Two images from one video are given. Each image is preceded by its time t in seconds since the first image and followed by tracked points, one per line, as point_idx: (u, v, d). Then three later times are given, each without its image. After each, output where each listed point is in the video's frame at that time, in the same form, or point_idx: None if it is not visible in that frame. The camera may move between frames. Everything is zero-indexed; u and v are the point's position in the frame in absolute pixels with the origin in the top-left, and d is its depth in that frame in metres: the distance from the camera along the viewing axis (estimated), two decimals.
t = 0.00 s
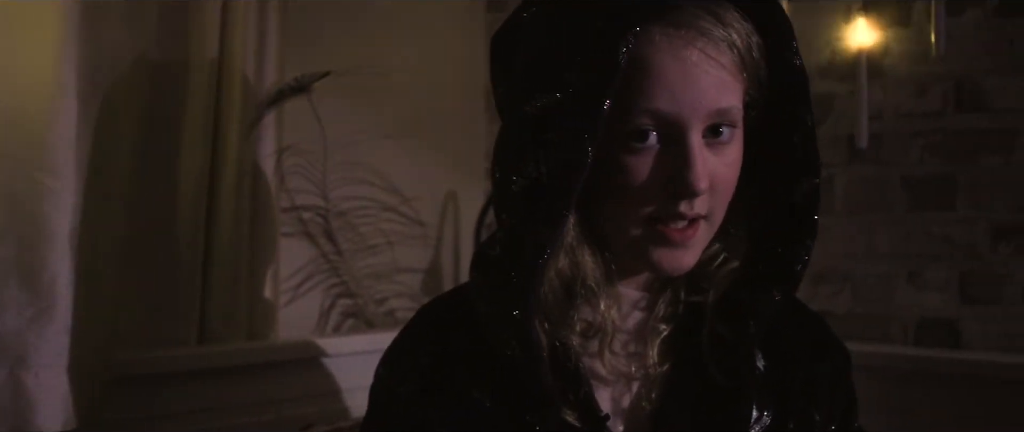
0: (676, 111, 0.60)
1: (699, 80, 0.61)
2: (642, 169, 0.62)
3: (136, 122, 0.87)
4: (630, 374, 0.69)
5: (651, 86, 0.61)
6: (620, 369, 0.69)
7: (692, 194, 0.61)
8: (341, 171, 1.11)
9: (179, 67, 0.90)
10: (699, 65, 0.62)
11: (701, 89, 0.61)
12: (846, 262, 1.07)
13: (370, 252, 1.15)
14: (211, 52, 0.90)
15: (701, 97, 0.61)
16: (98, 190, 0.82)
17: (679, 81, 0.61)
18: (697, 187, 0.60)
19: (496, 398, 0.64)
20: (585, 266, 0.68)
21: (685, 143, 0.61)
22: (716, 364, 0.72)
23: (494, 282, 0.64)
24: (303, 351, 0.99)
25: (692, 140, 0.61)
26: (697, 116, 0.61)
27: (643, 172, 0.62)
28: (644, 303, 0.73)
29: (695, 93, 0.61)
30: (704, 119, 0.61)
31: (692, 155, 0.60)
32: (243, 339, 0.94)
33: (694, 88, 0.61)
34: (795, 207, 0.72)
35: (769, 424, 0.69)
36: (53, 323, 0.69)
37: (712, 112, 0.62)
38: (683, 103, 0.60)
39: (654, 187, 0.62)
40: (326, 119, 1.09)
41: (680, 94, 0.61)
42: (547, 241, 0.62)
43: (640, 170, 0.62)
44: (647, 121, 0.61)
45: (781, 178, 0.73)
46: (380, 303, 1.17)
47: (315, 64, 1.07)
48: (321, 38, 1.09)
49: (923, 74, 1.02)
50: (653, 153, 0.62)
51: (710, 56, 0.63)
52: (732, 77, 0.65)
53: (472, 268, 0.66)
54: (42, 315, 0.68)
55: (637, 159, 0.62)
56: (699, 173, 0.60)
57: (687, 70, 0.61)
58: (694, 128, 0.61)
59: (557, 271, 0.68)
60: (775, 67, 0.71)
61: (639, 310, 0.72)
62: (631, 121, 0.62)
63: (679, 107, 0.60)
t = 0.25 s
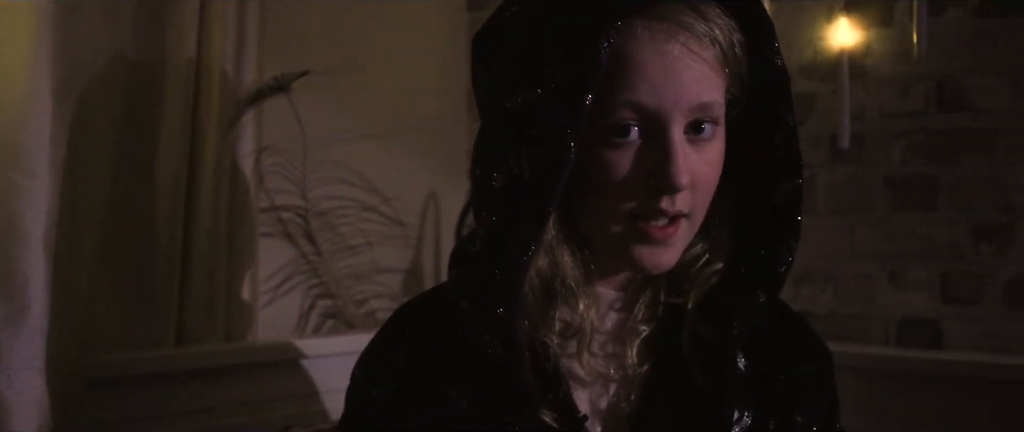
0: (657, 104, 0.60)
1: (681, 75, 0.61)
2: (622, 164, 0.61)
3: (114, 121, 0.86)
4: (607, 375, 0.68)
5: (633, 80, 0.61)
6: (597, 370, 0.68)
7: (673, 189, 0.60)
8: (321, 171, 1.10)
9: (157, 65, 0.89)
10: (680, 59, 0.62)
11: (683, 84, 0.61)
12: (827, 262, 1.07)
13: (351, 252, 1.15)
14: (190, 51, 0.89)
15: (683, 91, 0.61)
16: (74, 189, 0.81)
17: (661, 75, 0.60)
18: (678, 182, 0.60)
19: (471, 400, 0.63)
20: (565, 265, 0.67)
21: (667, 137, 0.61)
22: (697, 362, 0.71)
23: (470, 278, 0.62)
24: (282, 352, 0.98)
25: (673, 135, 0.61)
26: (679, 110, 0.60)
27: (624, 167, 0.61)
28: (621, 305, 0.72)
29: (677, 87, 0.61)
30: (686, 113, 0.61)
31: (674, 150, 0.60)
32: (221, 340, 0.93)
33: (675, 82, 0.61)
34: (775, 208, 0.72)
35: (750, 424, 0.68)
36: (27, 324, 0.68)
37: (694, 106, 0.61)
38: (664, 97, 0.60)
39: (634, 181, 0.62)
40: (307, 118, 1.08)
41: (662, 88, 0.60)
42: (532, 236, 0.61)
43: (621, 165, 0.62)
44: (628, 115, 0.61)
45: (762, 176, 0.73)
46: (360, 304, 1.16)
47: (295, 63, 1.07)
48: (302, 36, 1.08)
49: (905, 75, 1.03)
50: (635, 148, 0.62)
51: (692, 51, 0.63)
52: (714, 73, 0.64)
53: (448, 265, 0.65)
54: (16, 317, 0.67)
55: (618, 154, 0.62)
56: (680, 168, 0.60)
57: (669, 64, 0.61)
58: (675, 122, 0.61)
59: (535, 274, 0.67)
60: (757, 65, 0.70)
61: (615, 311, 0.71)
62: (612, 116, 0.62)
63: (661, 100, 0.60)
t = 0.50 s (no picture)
0: (638, 100, 0.60)
1: (662, 71, 0.61)
2: (602, 160, 0.61)
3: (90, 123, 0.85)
4: (587, 377, 0.68)
5: (613, 75, 0.61)
6: (576, 372, 0.68)
7: (652, 186, 0.60)
8: (302, 172, 1.09)
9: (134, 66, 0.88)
10: (661, 56, 0.61)
11: (663, 80, 0.61)
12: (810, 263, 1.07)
13: (332, 253, 1.14)
14: (168, 51, 0.88)
15: (663, 87, 0.60)
16: (51, 191, 0.80)
17: (640, 71, 0.60)
18: (656, 179, 0.60)
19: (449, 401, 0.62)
20: (543, 265, 0.67)
21: (646, 133, 0.60)
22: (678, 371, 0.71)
23: (452, 276, 0.61)
24: (263, 355, 0.97)
25: (652, 131, 0.60)
26: (659, 106, 0.60)
27: (602, 163, 0.61)
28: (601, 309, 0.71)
29: (657, 83, 0.60)
30: (666, 109, 0.61)
31: (653, 147, 0.60)
32: (201, 343, 0.92)
33: (656, 78, 0.60)
34: (759, 211, 0.71)
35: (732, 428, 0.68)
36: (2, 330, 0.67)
37: (674, 103, 0.61)
38: (644, 92, 0.60)
39: (613, 177, 0.61)
40: (287, 119, 1.07)
41: (641, 83, 0.60)
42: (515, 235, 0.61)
43: (600, 162, 0.61)
44: (608, 110, 0.61)
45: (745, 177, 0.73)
46: (342, 306, 1.15)
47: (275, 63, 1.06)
48: (282, 36, 1.07)
49: (887, 76, 1.02)
50: (614, 144, 0.61)
51: (674, 48, 0.63)
52: (696, 70, 0.64)
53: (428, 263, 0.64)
54: None
55: (597, 150, 0.61)
56: (659, 165, 0.60)
57: (649, 60, 0.61)
58: (655, 119, 0.60)
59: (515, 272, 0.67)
60: (740, 65, 0.70)
61: (594, 315, 0.71)
62: (591, 111, 0.61)
63: (641, 95, 0.60)
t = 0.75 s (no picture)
0: (617, 97, 0.59)
1: (642, 69, 0.60)
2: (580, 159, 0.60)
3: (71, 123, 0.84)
4: (567, 380, 0.68)
5: (593, 72, 0.60)
6: (555, 374, 0.67)
7: (628, 187, 0.59)
8: (287, 173, 1.08)
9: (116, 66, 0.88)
10: (642, 54, 0.61)
11: (644, 78, 0.60)
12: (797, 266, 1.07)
13: (317, 256, 1.13)
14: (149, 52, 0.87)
15: (643, 85, 0.60)
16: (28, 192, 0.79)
17: (620, 68, 0.59)
18: (633, 180, 0.59)
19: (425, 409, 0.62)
20: (519, 266, 0.67)
21: (625, 132, 0.59)
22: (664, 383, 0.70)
23: (431, 279, 0.61)
24: (246, 357, 0.96)
25: (631, 130, 0.59)
26: (639, 104, 0.59)
27: (579, 162, 0.60)
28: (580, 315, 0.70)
29: (637, 81, 0.59)
30: (646, 108, 0.60)
31: (631, 145, 0.59)
32: (184, 345, 0.92)
33: (636, 75, 0.60)
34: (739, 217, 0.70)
35: None
36: None
37: (654, 102, 0.60)
38: (624, 90, 0.59)
39: (591, 176, 0.60)
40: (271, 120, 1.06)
41: (621, 81, 0.59)
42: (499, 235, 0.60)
43: (577, 161, 0.61)
44: (587, 108, 0.60)
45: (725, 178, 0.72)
46: (326, 308, 1.14)
47: (258, 64, 1.05)
48: (266, 37, 1.06)
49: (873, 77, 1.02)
50: (592, 142, 0.61)
51: (654, 48, 0.62)
52: (675, 71, 0.63)
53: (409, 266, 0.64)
54: None
55: (575, 149, 0.61)
56: (636, 164, 0.59)
57: (630, 58, 0.60)
58: (634, 118, 0.60)
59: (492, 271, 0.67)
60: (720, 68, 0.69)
61: (575, 320, 0.70)
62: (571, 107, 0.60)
63: (620, 94, 0.59)
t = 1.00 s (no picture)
0: (594, 96, 0.59)
1: (619, 68, 0.59)
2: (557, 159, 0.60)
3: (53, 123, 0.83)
4: (546, 383, 0.67)
5: (570, 71, 0.59)
6: (534, 377, 0.67)
7: (605, 187, 0.58)
8: (272, 174, 1.08)
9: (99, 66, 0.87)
10: (619, 54, 0.60)
11: (620, 77, 0.59)
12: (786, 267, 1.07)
13: (303, 257, 1.13)
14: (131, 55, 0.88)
15: (620, 85, 0.59)
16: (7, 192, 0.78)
17: (597, 68, 0.59)
18: (610, 180, 0.58)
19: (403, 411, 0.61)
20: (496, 269, 0.67)
21: (601, 131, 0.59)
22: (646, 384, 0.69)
23: (409, 281, 0.61)
24: (231, 360, 0.95)
25: (607, 130, 0.59)
26: (616, 104, 0.59)
27: (556, 161, 0.60)
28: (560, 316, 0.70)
29: (614, 80, 0.59)
30: (623, 108, 0.59)
31: (608, 145, 0.58)
32: (167, 348, 0.91)
33: (612, 75, 0.59)
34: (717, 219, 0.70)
35: None
36: None
37: (631, 102, 0.60)
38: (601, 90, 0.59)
39: (568, 176, 0.60)
40: (257, 121, 1.06)
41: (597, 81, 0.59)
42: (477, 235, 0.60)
43: (554, 160, 0.60)
44: (563, 108, 0.59)
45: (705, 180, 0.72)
46: (313, 310, 1.13)
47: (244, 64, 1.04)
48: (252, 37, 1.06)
49: (861, 78, 1.02)
50: (568, 141, 0.60)
51: (632, 47, 0.61)
52: (654, 71, 0.63)
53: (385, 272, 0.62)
54: None
55: (552, 149, 0.60)
56: (613, 164, 0.58)
57: (606, 58, 0.59)
58: (611, 118, 0.59)
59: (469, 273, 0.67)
60: (699, 68, 0.69)
61: (554, 323, 0.70)
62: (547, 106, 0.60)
63: (597, 93, 0.59)
